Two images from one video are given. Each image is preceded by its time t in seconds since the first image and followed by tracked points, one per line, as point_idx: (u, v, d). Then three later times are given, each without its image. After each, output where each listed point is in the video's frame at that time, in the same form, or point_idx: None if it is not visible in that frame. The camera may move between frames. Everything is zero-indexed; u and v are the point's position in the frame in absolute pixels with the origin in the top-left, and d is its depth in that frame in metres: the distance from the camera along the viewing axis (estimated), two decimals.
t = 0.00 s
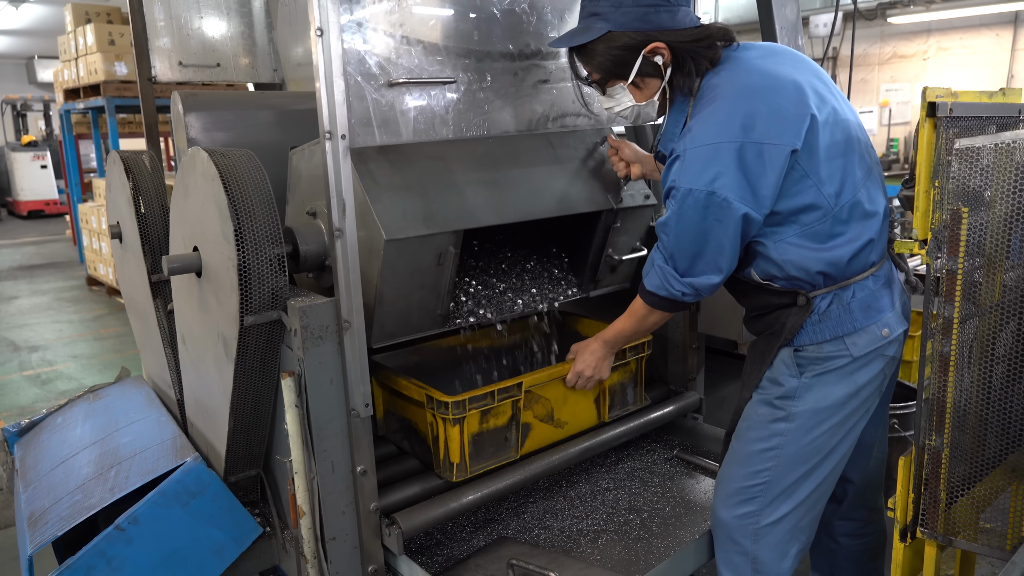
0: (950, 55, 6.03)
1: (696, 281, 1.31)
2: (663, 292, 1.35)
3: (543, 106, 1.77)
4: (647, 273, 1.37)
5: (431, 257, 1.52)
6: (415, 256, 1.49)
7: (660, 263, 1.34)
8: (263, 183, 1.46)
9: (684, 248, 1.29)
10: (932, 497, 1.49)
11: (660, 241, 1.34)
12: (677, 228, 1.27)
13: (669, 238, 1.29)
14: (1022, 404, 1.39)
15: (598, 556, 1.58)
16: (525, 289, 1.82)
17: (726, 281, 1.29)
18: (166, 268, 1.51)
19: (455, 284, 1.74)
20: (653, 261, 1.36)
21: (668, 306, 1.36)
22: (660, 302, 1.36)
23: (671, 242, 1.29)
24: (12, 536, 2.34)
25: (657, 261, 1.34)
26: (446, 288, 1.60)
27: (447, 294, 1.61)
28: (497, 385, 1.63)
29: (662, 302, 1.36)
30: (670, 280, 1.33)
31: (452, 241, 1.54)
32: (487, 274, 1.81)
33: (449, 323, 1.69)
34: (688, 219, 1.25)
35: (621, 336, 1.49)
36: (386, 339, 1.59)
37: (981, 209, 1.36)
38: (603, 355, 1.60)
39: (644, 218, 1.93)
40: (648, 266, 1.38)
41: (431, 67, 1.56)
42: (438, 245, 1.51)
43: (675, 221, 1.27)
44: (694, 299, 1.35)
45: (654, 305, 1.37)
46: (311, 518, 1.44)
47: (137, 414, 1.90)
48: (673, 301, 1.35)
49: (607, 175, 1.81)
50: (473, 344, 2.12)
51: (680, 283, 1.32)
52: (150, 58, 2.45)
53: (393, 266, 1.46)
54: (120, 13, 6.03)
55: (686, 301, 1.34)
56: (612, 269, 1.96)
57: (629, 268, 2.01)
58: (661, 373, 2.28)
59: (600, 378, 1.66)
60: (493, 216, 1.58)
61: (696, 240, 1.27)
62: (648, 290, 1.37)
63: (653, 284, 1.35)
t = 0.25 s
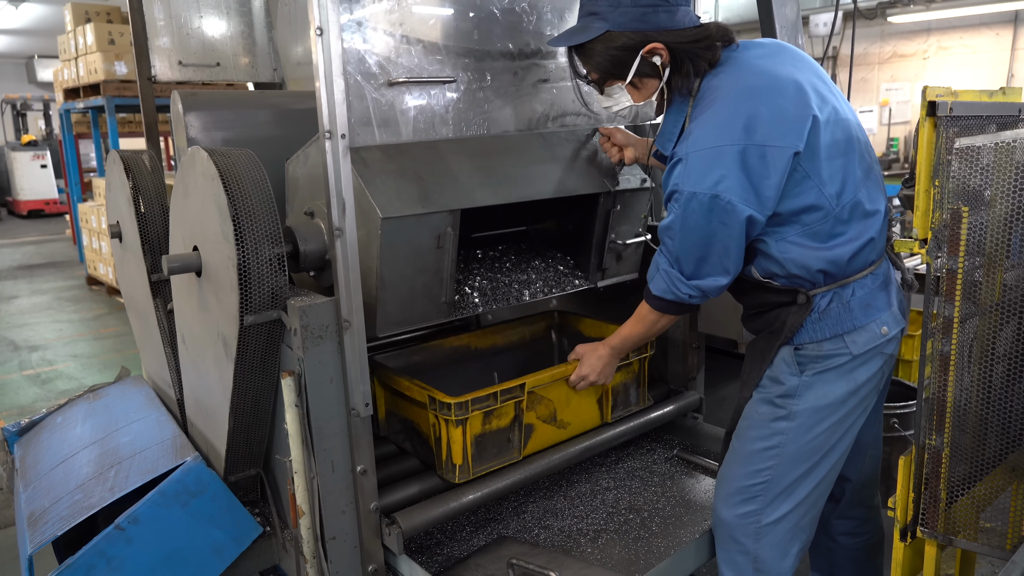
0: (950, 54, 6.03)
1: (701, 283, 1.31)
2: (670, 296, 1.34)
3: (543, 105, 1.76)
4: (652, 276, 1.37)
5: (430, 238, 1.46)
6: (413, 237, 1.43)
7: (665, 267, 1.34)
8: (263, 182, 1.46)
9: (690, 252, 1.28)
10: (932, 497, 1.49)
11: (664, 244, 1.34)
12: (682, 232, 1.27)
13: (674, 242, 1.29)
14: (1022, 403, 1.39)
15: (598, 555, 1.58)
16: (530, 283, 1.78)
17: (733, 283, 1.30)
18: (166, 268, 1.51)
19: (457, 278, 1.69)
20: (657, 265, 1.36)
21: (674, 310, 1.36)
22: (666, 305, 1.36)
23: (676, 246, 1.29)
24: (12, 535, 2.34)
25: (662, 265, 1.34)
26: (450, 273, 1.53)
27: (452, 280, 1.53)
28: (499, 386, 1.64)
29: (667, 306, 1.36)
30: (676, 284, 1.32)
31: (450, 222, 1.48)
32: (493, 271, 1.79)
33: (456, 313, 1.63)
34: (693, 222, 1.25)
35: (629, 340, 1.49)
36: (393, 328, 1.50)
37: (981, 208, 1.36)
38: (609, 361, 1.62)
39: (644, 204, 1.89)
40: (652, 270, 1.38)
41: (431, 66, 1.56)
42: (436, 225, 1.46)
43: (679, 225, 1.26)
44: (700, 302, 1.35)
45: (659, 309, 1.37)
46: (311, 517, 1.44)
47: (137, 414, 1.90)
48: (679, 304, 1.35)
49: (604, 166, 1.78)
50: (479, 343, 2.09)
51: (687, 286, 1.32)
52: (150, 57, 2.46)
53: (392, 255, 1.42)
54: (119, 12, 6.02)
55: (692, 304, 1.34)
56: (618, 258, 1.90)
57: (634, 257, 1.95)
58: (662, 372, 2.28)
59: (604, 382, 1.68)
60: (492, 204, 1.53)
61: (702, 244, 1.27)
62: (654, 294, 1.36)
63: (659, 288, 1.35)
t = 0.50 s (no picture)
0: (950, 53, 6.02)
1: (710, 287, 1.30)
2: (684, 304, 1.33)
3: (543, 104, 1.77)
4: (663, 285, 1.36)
5: (430, 234, 1.46)
6: (412, 232, 1.43)
7: (675, 274, 1.33)
8: (263, 182, 1.45)
9: (699, 258, 1.28)
10: (932, 496, 1.49)
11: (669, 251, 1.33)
12: (687, 238, 1.26)
13: (680, 249, 1.29)
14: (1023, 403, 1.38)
15: (598, 554, 1.58)
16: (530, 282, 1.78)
17: (750, 280, 1.30)
18: (166, 267, 1.51)
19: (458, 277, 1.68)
20: (666, 272, 1.35)
21: (692, 319, 1.36)
22: (682, 317, 1.36)
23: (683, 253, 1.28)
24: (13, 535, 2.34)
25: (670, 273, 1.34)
26: (450, 269, 1.52)
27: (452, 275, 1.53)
28: (505, 387, 1.63)
29: (684, 317, 1.36)
30: (687, 290, 1.32)
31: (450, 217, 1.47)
32: (495, 270, 1.79)
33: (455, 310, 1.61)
34: (696, 227, 1.25)
35: (640, 347, 1.48)
36: (394, 325, 1.49)
37: (981, 208, 1.36)
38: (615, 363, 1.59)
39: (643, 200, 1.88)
40: (664, 280, 1.36)
41: (431, 65, 1.57)
42: (435, 221, 1.45)
43: (684, 232, 1.26)
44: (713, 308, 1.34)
45: (675, 320, 1.37)
46: (311, 517, 1.44)
47: (137, 413, 1.90)
48: (698, 310, 1.34)
49: (603, 164, 1.77)
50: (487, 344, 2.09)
51: (704, 292, 1.31)
52: (150, 57, 2.47)
53: (392, 251, 1.41)
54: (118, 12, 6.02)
55: (705, 309, 1.33)
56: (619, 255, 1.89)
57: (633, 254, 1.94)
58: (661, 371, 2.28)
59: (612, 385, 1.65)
60: (492, 199, 1.52)
61: (711, 249, 1.26)
62: (669, 304, 1.35)
63: (669, 297, 1.34)
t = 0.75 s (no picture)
0: (950, 53, 6.02)
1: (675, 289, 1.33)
2: (643, 299, 1.37)
3: (543, 104, 1.77)
4: (627, 282, 1.39)
5: (430, 236, 1.46)
6: (411, 232, 1.42)
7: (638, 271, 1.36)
8: (262, 181, 1.45)
9: (664, 261, 1.30)
10: (933, 496, 1.49)
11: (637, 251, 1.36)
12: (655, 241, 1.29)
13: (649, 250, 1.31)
14: (1023, 404, 1.38)
15: (597, 555, 1.58)
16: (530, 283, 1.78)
17: (703, 295, 1.32)
18: (166, 267, 1.51)
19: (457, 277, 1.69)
20: (630, 270, 1.38)
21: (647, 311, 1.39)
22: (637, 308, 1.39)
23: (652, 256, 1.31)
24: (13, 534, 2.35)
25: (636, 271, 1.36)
26: (450, 269, 1.53)
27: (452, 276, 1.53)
28: (473, 378, 1.67)
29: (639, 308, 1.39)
30: (649, 287, 1.35)
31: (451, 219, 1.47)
32: (494, 270, 1.79)
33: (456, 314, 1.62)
34: (670, 237, 1.27)
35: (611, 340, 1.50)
36: (393, 327, 1.49)
37: (980, 208, 1.36)
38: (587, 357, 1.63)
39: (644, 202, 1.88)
40: (627, 272, 1.40)
41: (431, 65, 1.57)
42: (436, 223, 1.45)
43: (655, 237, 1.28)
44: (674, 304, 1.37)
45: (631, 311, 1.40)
46: (311, 517, 1.44)
47: (137, 413, 1.90)
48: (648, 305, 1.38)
49: (604, 164, 1.77)
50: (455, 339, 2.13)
51: (661, 292, 1.34)
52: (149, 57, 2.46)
53: (391, 251, 1.41)
54: (118, 12, 6.01)
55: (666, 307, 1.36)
56: (619, 256, 1.89)
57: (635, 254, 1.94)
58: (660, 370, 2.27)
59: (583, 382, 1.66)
60: (492, 200, 1.51)
61: (675, 253, 1.28)
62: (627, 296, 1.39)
63: (633, 293, 1.37)
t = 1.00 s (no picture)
0: (952, 54, 6.01)
1: (740, 307, 1.27)
2: (724, 330, 1.28)
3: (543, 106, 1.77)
4: (694, 312, 1.31)
5: (430, 242, 1.46)
6: (413, 239, 1.42)
7: (703, 299, 1.29)
8: (263, 184, 1.46)
9: (724, 278, 1.25)
10: (935, 498, 1.49)
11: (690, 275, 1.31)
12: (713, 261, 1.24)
13: (709, 271, 1.25)
14: None
15: (599, 558, 1.58)
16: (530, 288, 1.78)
17: (781, 280, 1.27)
18: (168, 271, 1.51)
19: (458, 281, 1.68)
20: (692, 300, 1.32)
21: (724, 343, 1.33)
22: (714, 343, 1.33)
23: (710, 275, 1.26)
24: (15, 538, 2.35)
25: (696, 298, 1.30)
26: (450, 275, 1.53)
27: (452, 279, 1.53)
28: (526, 402, 1.61)
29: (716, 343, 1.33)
30: (718, 311, 1.28)
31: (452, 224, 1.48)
32: (494, 275, 1.77)
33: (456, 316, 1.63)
34: (716, 247, 1.23)
35: (664, 366, 1.50)
36: (394, 332, 1.49)
37: (981, 210, 1.35)
38: (638, 380, 1.65)
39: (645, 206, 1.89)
40: (690, 308, 1.33)
41: (431, 68, 1.57)
42: (436, 229, 1.45)
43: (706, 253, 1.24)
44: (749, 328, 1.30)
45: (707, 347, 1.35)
46: (312, 520, 1.44)
47: (138, 417, 1.91)
48: (736, 332, 1.30)
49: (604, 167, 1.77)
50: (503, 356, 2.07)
51: (741, 312, 1.27)
52: (151, 61, 2.47)
53: (392, 256, 1.41)
54: (121, 16, 6.03)
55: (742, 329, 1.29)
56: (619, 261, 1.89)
57: (634, 259, 1.95)
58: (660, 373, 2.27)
59: (634, 400, 1.71)
60: (492, 203, 1.51)
61: (735, 267, 1.24)
62: (703, 331, 1.30)
63: (701, 325, 1.29)
